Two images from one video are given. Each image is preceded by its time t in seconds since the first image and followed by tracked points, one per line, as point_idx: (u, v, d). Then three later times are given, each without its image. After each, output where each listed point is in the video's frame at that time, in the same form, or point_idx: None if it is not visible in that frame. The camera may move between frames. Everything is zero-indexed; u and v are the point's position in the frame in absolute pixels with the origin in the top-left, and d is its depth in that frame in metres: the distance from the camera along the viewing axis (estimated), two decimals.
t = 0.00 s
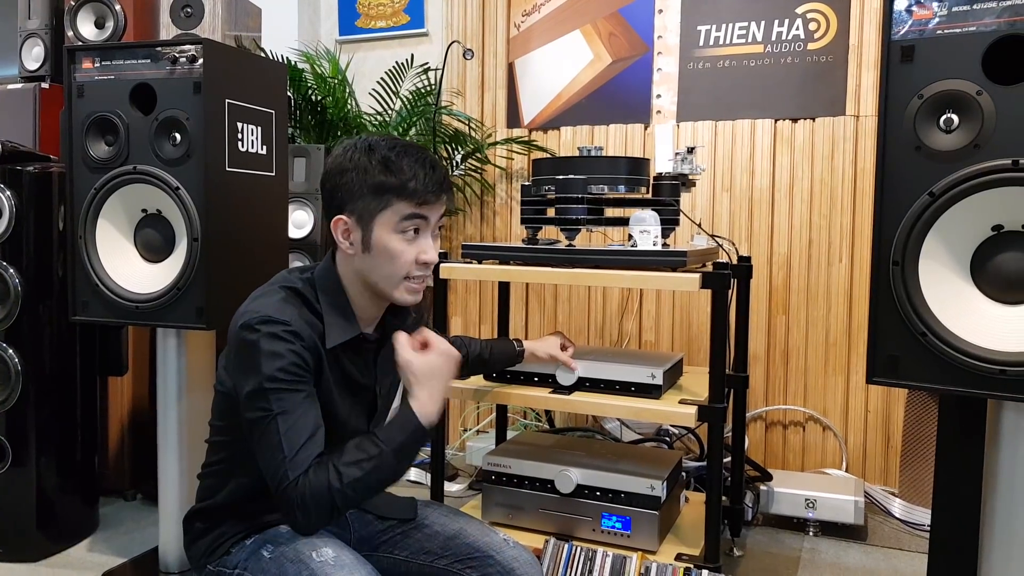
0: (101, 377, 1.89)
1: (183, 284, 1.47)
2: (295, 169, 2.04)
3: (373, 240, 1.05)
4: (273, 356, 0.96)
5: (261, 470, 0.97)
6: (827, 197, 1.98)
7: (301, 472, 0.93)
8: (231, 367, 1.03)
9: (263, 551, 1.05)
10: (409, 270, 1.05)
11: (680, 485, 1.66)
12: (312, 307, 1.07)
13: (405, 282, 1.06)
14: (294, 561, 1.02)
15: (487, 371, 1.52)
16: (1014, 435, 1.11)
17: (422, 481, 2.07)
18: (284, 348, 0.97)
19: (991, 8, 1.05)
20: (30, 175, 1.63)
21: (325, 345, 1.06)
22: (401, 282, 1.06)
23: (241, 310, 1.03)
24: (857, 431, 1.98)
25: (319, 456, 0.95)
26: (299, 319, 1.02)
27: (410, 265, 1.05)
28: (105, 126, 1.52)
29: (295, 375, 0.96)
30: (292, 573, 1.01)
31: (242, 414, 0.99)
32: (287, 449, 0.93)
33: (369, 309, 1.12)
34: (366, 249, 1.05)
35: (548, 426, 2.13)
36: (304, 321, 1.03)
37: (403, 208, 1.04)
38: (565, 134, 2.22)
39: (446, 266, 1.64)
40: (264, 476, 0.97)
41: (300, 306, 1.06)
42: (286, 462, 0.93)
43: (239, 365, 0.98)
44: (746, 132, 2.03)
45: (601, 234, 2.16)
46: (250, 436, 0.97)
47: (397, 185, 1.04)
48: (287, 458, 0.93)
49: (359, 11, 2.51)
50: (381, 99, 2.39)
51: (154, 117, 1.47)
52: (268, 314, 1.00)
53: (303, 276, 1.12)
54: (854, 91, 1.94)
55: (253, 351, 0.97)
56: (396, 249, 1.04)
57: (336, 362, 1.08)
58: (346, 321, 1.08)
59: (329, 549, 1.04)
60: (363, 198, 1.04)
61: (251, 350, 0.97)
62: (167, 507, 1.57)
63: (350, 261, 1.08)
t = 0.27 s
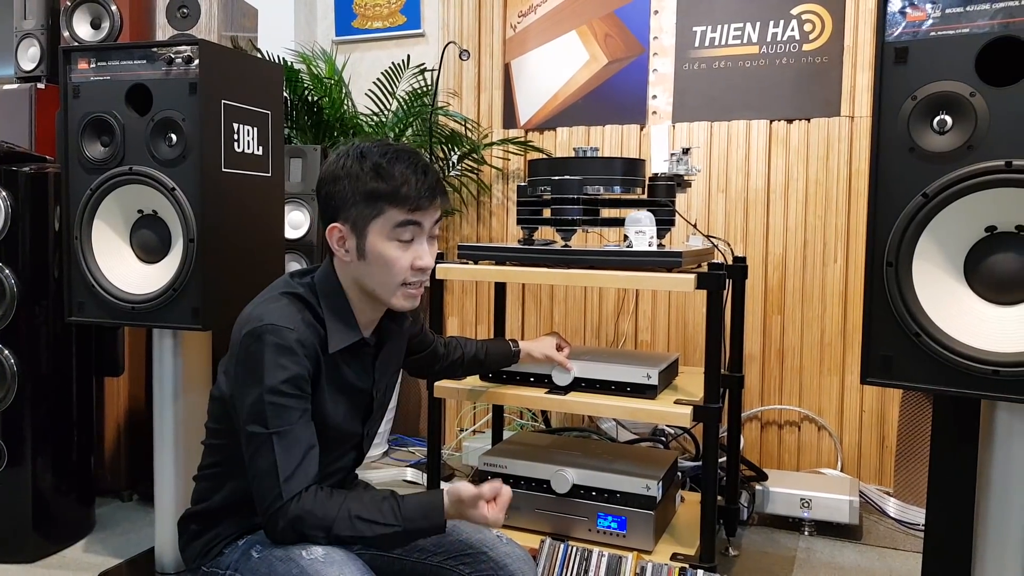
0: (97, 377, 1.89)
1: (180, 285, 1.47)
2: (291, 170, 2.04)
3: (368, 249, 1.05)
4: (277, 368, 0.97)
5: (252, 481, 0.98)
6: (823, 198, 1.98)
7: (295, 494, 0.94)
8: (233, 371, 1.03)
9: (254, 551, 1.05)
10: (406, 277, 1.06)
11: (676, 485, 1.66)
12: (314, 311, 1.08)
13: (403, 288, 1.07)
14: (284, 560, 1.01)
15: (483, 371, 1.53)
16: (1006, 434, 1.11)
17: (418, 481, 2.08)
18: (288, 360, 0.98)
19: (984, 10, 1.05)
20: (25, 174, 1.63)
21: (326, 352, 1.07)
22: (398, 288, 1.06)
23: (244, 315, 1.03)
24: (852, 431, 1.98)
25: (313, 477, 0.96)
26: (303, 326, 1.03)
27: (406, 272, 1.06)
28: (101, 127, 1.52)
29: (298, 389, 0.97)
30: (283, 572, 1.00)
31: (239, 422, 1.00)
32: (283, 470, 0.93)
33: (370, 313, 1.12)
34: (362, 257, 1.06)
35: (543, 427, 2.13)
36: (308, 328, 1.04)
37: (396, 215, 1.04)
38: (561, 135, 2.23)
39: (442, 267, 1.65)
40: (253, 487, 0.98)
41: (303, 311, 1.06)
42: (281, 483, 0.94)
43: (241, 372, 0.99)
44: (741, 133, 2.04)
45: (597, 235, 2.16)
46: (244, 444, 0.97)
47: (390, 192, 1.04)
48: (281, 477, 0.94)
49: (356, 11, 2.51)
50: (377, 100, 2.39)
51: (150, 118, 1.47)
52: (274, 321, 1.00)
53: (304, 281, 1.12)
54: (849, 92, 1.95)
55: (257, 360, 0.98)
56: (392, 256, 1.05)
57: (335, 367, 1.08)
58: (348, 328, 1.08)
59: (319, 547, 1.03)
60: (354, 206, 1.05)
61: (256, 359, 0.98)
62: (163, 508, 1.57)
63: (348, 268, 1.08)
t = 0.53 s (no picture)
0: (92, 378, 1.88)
1: (175, 286, 1.46)
2: (287, 170, 2.03)
3: (343, 246, 1.05)
4: (272, 370, 0.97)
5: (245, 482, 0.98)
6: (818, 198, 1.98)
7: (290, 496, 0.94)
8: (227, 373, 1.03)
9: (249, 553, 1.05)
10: (375, 279, 1.04)
11: (672, 485, 1.66)
12: (308, 314, 1.07)
13: (374, 290, 1.05)
14: (280, 561, 1.01)
15: (479, 372, 1.53)
16: (1002, 434, 1.12)
17: (414, 482, 2.07)
18: (283, 362, 0.98)
19: (979, 11, 1.06)
20: (21, 175, 1.62)
21: (319, 354, 1.07)
22: (369, 290, 1.05)
23: (238, 316, 1.03)
24: (848, 431, 1.99)
25: (308, 479, 0.96)
26: (297, 328, 1.03)
27: (376, 273, 1.04)
28: (97, 127, 1.51)
29: (292, 391, 0.97)
30: (279, 573, 1.00)
31: (234, 424, 0.99)
32: (277, 471, 0.93)
33: (363, 317, 1.11)
34: (340, 253, 1.06)
35: (540, 427, 2.13)
36: (302, 330, 1.04)
37: (367, 214, 1.03)
38: (558, 135, 2.23)
39: (438, 267, 1.65)
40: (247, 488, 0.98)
41: (297, 312, 1.06)
42: (276, 485, 0.93)
43: (236, 374, 0.99)
44: (737, 133, 2.04)
45: (594, 235, 2.16)
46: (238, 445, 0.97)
47: (364, 190, 1.03)
48: (276, 479, 0.93)
49: (352, 11, 2.50)
50: (374, 100, 2.39)
51: (145, 118, 1.47)
52: (268, 323, 1.00)
53: (299, 283, 1.12)
54: (845, 92, 1.95)
55: (251, 362, 0.97)
56: (363, 255, 1.04)
57: (328, 370, 1.08)
58: (342, 331, 1.08)
59: (316, 548, 1.02)
60: (336, 202, 1.06)
61: (249, 361, 0.98)
62: (159, 509, 1.57)
63: (333, 265, 1.09)
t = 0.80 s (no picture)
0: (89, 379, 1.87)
1: (172, 286, 1.46)
2: (284, 170, 2.03)
3: (334, 242, 1.05)
4: (267, 371, 0.96)
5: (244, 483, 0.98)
6: (816, 197, 1.98)
7: (289, 498, 0.94)
8: (223, 374, 1.02)
9: (249, 554, 1.04)
10: (367, 274, 1.03)
11: (671, 485, 1.66)
12: (303, 313, 1.07)
13: (366, 286, 1.04)
14: (281, 562, 1.01)
15: (477, 373, 1.52)
16: (1001, 434, 1.11)
17: (413, 482, 2.07)
18: (277, 363, 0.97)
19: (977, 11, 1.06)
20: (17, 174, 1.62)
21: (314, 354, 1.06)
22: (362, 286, 1.04)
23: (232, 317, 1.03)
24: (846, 430, 1.99)
25: (307, 480, 0.96)
26: (292, 328, 1.02)
27: (367, 269, 1.03)
28: (94, 126, 1.51)
29: (288, 391, 0.97)
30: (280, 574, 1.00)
31: (231, 424, 0.99)
32: (276, 472, 0.93)
33: (358, 315, 1.10)
34: (332, 250, 1.06)
35: (538, 427, 2.13)
36: (296, 330, 1.03)
37: (357, 209, 1.03)
38: (556, 135, 2.22)
39: (436, 267, 1.64)
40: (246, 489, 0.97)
41: (291, 313, 1.05)
42: (274, 485, 0.93)
43: (230, 376, 0.98)
44: (735, 133, 2.04)
45: (592, 235, 2.16)
46: (235, 446, 0.97)
47: (354, 185, 1.03)
48: (273, 480, 0.93)
49: (350, 11, 2.50)
50: (371, 100, 2.38)
51: (142, 117, 1.46)
52: (261, 324, 1.00)
53: (293, 282, 1.12)
54: (843, 92, 1.95)
55: (246, 363, 0.97)
56: (354, 251, 1.04)
57: (325, 369, 1.08)
58: (337, 330, 1.07)
59: (316, 549, 1.02)
60: (327, 199, 1.06)
61: (243, 362, 0.97)
62: (156, 510, 1.56)
63: (326, 263, 1.09)
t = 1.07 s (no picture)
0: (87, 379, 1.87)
1: (171, 286, 1.46)
2: (283, 170, 2.03)
3: (334, 242, 1.05)
4: (267, 373, 0.96)
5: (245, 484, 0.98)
6: (814, 198, 1.99)
7: (289, 499, 0.94)
8: (223, 375, 1.02)
9: (249, 556, 1.04)
10: (367, 274, 1.03)
11: (669, 485, 1.66)
12: (303, 314, 1.07)
13: (366, 286, 1.04)
14: (282, 564, 1.01)
15: (476, 373, 1.52)
16: (999, 435, 1.12)
17: (411, 483, 2.07)
18: (277, 365, 0.97)
19: (975, 12, 1.06)
20: (16, 175, 1.61)
21: (314, 355, 1.06)
22: (362, 286, 1.04)
23: (233, 318, 1.02)
24: (844, 431, 1.99)
25: (308, 482, 0.96)
26: (292, 329, 1.02)
27: (367, 269, 1.03)
28: (93, 127, 1.51)
29: (288, 393, 0.97)
30: None
31: (231, 425, 0.99)
32: (276, 473, 0.93)
33: (358, 316, 1.10)
34: (332, 250, 1.06)
35: (537, 428, 2.13)
36: (296, 331, 1.03)
37: (357, 209, 1.03)
38: (555, 135, 2.22)
39: (436, 267, 1.64)
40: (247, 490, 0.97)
41: (291, 314, 1.05)
42: (275, 487, 0.93)
43: (231, 377, 0.98)
44: (734, 133, 2.04)
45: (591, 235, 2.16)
46: (236, 447, 0.97)
47: (355, 185, 1.03)
48: (274, 481, 0.93)
49: (348, 12, 2.50)
50: (370, 100, 2.38)
51: (141, 118, 1.46)
52: (261, 325, 0.99)
53: (293, 284, 1.11)
54: (842, 93, 1.95)
55: (246, 365, 0.97)
56: (354, 251, 1.04)
57: (324, 370, 1.08)
58: (337, 332, 1.07)
59: (317, 551, 1.02)
60: (328, 199, 1.06)
61: (244, 363, 0.97)
62: (155, 511, 1.56)
63: (326, 263, 1.09)
